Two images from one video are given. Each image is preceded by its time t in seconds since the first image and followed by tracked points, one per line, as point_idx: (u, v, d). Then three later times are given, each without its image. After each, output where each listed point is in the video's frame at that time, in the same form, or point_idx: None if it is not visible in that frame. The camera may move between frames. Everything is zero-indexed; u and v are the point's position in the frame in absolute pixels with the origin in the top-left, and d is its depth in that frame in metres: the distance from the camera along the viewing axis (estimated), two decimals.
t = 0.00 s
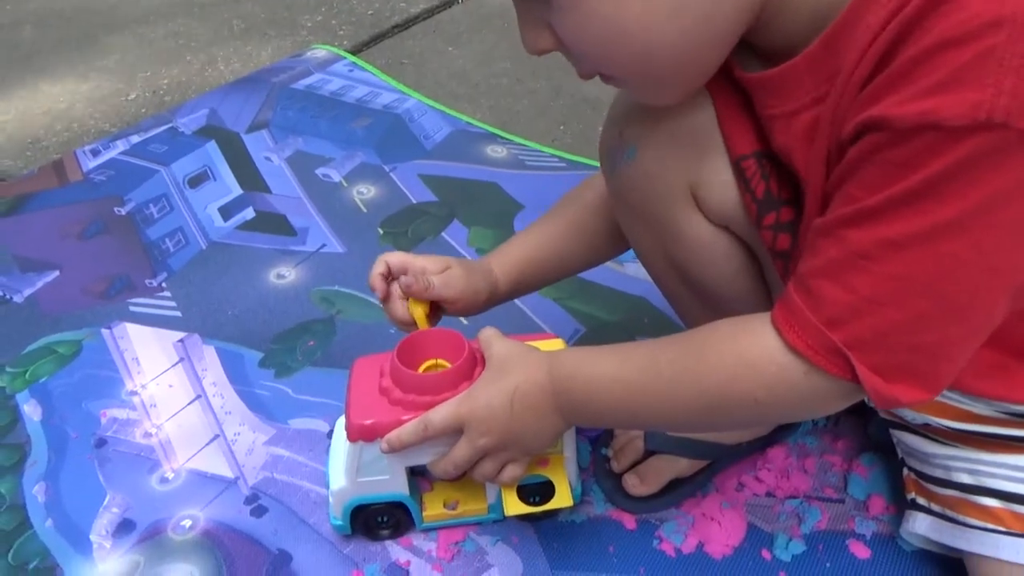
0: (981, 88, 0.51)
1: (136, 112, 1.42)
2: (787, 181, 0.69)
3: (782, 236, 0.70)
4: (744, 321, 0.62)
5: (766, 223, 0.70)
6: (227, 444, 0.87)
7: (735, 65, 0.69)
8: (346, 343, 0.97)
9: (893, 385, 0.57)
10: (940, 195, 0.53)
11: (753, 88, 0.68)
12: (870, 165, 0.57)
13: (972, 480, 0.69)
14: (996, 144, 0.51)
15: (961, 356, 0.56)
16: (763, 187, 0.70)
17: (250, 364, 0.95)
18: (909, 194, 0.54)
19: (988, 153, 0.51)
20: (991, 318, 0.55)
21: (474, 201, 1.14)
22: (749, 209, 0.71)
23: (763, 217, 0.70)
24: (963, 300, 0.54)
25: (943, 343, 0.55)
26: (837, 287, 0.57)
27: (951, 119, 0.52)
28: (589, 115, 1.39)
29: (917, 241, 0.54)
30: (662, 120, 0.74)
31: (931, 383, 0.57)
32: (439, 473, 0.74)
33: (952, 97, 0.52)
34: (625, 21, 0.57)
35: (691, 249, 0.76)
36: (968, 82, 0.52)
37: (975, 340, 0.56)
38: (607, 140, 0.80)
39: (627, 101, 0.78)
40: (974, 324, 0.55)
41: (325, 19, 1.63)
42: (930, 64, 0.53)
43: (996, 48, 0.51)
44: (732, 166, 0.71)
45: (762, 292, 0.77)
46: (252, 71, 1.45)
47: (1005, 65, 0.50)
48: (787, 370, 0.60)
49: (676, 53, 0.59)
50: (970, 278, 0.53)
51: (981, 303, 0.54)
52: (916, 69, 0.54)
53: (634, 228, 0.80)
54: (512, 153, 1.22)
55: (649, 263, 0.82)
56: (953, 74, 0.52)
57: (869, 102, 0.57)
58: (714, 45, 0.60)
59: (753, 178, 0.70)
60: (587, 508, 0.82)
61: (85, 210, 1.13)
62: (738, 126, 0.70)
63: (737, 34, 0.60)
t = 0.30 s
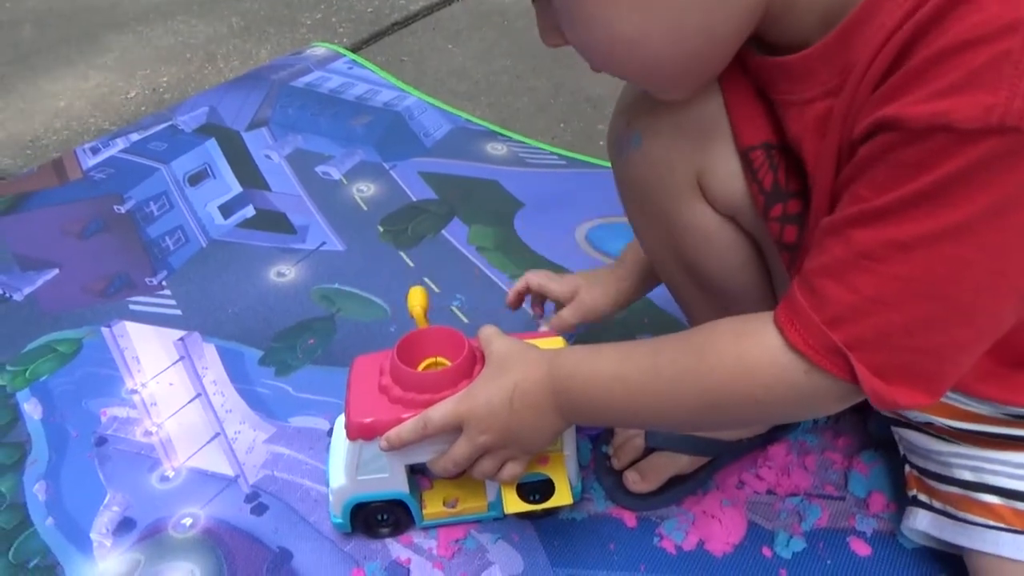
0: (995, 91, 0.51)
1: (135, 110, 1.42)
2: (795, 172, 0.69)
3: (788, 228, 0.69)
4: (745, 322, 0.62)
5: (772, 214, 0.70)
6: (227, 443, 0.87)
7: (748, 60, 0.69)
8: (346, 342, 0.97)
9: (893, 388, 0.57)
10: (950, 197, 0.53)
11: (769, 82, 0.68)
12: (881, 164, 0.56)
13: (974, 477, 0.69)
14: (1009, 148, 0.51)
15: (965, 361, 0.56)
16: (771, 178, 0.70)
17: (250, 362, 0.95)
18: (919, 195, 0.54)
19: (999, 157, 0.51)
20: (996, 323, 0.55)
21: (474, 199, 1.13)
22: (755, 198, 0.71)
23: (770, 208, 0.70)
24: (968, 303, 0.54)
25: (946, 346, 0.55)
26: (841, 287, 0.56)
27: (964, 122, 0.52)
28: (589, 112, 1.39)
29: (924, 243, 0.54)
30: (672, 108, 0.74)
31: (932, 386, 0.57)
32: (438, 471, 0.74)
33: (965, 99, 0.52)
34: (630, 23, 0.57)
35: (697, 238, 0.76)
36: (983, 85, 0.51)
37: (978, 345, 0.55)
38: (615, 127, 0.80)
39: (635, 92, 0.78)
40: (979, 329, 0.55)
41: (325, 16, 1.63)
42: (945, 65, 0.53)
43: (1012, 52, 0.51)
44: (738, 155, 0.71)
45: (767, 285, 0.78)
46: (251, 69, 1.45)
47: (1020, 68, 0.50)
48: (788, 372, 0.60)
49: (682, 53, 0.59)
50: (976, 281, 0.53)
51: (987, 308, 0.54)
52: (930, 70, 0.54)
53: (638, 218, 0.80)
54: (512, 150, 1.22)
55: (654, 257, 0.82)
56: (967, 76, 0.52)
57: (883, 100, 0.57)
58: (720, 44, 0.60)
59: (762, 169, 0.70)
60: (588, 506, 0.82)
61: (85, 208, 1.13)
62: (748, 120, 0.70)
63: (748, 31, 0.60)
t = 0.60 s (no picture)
0: (996, 77, 0.51)
1: (134, 109, 1.42)
2: (794, 166, 0.69)
3: (787, 225, 0.69)
4: (738, 314, 0.62)
5: (772, 211, 0.70)
6: (227, 442, 0.87)
7: (748, 55, 0.69)
8: (345, 340, 0.97)
9: (892, 377, 0.57)
10: (949, 184, 0.53)
11: (769, 75, 0.68)
12: (881, 153, 0.56)
13: (971, 474, 0.69)
14: (1009, 133, 0.51)
15: (964, 349, 0.56)
16: (770, 174, 0.70)
17: (249, 361, 0.95)
18: (918, 183, 0.54)
19: (999, 143, 0.51)
20: (996, 311, 0.55)
21: (473, 198, 1.14)
22: (754, 195, 0.71)
23: (768, 205, 0.70)
24: (967, 291, 0.54)
25: (945, 334, 0.55)
26: (840, 275, 0.56)
27: (964, 108, 0.52)
28: (588, 112, 1.39)
29: (923, 230, 0.54)
30: (671, 106, 0.75)
31: (930, 375, 0.57)
32: (437, 469, 0.74)
33: (966, 85, 0.52)
34: (632, 21, 0.57)
35: (694, 235, 0.76)
36: (983, 72, 0.52)
37: (978, 333, 0.56)
38: (614, 124, 0.80)
39: (637, 84, 0.79)
40: (978, 316, 0.55)
41: (324, 15, 1.63)
42: (946, 52, 0.54)
43: (1014, 37, 0.51)
44: (736, 152, 0.72)
45: (765, 283, 0.78)
46: (251, 68, 1.44)
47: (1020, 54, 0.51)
48: (785, 361, 0.60)
49: (681, 48, 0.59)
50: (976, 269, 0.54)
51: (987, 295, 0.54)
52: (931, 57, 0.54)
53: (636, 215, 0.80)
54: (512, 149, 1.22)
55: (651, 254, 0.82)
56: (968, 63, 0.52)
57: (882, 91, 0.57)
58: (721, 41, 0.60)
59: (760, 166, 0.70)
60: (587, 505, 0.82)
61: (85, 207, 1.13)
62: (748, 116, 0.70)
63: (750, 27, 0.61)
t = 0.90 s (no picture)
0: (990, 78, 0.51)
1: (134, 108, 1.42)
2: (788, 168, 0.70)
3: (782, 227, 0.70)
4: (739, 313, 0.62)
5: (767, 212, 0.70)
6: (226, 440, 0.87)
7: (744, 58, 0.69)
8: (343, 339, 0.97)
9: (887, 377, 0.57)
10: (944, 186, 0.53)
11: (765, 76, 0.68)
12: (875, 154, 0.57)
13: (966, 474, 0.70)
14: (1005, 135, 0.51)
15: (959, 349, 0.56)
16: (765, 176, 0.70)
17: (248, 359, 0.95)
18: (913, 184, 0.54)
19: (994, 144, 0.51)
20: (990, 311, 0.55)
21: (472, 197, 1.14)
22: (749, 196, 0.71)
23: (764, 206, 0.70)
24: (962, 291, 0.54)
25: (940, 334, 0.55)
26: (835, 276, 0.57)
27: (958, 109, 0.52)
28: (588, 111, 1.39)
29: (918, 231, 0.54)
30: (666, 108, 0.75)
31: (925, 375, 0.57)
32: (433, 468, 0.74)
33: (961, 87, 0.52)
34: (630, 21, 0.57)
35: (690, 236, 0.76)
36: (978, 73, 0.52)
37: (973, 333, 0.56)
38: (609, 125, 0.80)
39: (632, 86, 0.79)
40: (973, 317, 0.55)
41: (324, 14, 1.63)
42: (940, 53, 0.54)
43: (1008, 38, 0.51)
44: (731, 153, 0.72)
45: (761, 283, 0.78)
46: (250, 66, 1.44)
47: (1015, 54, 0.50)
48: (782, 361, 0.60)
49: (679, 49, 0.59)
50: (970, 270, 0.54)
51: (981, 296, 0.54)
52: (925, 59, 0.54)
53: (633, 216, 0.80)
54: (511, 148, 1.22)
55: (648, 254, 0.82)
56: (962, 64, 0.52)
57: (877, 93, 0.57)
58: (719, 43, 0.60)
59: (755, 167, 0.70)
60: (584, 504, 0.82)
61: (84, 206, 1.13)
62: (744, 117, 0.71)
63: (745, 30, 0.61)
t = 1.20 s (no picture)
0: (995, 92, 0.51)
1: (132, 109, 1.42)
2: (787, 173, 0.70)
3: (780, 231, 0.70)
4: (737, 318, 0.63)
5: (765, 217, 0.70)
6: (225, 442, 0.87)
7: (744, 65, 0.70)
8: (341, 340, 0.97)
9: (885, 384, 0.58)
10: (946, 198, 0.53)
11: (766, 83, 0.68)
12: (877, 164, 0.57)
13: (962, 475, 0.70)
14: (1006, 149, 0.51)
15: (956, 357, 0.57)
16: (763, 181, 0.70)
17: (247, 361, 0.95)
18: (915, 195, 0.54)
19: (995, 158, 0.52)
20: (987, 320, 0.56)
21: (470, 198, 1.14)
22: (748, 201, 0.72)
23: (762, 210, 0.71)
24: (960, 301, 0.55)
25: (937, 343, 0.56)
26: (835, 285, 0.57)
27: (962, 123, 0.52)
28: (585, 112, 1.39)
29: (919, 242, 0.54)
30: (665, 112, 0.75)
31: (923, 382, 0.58)
32: (431, 469, 0.75)
33: (965, 100, 0.52)
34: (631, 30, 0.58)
35: (688, 239, 0.76)
36: (983, 87, 0.52)
37: (970, 342, 0.56)
38: (607, 127, 0.80)
39: (630, 90, 0.78)
40: (971, 326, 0.56)
41: (322, 14, 1.63)
42: (944, 67, 0.54)
43: (1012, 53, 0.51)
44: (731, 158, 0.72)
45: (759, 286, 0.78)
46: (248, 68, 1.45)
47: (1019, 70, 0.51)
48: (779, 366, 0.60)
49: (677, 56, 0.60)
50: (969, 280, 0.54)
51: (979, 305, 0.55)
52: (928, 72, 0.55)
53: (630, 219, 0.80)
54: (509, 149, 1.22)
55: (645, 256, 0.82)
56: (967, 78, 0.52)
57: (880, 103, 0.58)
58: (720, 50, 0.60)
59: (754, 172, 0.71)
60: (582, 505, 0.82)
61: (82, 207, 1.13)
62: (743, 122, 0.71)
63: (746, 40, 0.61)
